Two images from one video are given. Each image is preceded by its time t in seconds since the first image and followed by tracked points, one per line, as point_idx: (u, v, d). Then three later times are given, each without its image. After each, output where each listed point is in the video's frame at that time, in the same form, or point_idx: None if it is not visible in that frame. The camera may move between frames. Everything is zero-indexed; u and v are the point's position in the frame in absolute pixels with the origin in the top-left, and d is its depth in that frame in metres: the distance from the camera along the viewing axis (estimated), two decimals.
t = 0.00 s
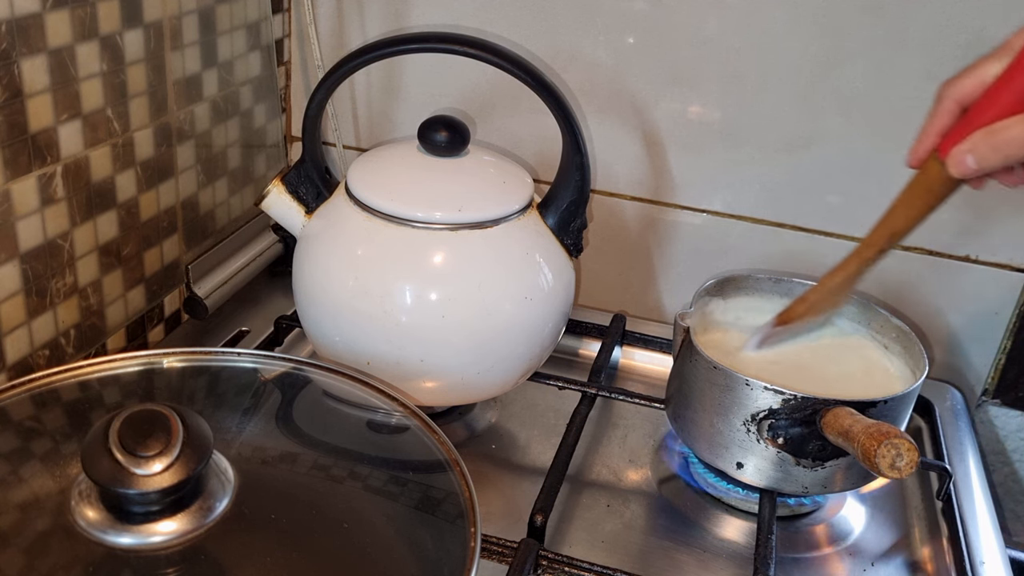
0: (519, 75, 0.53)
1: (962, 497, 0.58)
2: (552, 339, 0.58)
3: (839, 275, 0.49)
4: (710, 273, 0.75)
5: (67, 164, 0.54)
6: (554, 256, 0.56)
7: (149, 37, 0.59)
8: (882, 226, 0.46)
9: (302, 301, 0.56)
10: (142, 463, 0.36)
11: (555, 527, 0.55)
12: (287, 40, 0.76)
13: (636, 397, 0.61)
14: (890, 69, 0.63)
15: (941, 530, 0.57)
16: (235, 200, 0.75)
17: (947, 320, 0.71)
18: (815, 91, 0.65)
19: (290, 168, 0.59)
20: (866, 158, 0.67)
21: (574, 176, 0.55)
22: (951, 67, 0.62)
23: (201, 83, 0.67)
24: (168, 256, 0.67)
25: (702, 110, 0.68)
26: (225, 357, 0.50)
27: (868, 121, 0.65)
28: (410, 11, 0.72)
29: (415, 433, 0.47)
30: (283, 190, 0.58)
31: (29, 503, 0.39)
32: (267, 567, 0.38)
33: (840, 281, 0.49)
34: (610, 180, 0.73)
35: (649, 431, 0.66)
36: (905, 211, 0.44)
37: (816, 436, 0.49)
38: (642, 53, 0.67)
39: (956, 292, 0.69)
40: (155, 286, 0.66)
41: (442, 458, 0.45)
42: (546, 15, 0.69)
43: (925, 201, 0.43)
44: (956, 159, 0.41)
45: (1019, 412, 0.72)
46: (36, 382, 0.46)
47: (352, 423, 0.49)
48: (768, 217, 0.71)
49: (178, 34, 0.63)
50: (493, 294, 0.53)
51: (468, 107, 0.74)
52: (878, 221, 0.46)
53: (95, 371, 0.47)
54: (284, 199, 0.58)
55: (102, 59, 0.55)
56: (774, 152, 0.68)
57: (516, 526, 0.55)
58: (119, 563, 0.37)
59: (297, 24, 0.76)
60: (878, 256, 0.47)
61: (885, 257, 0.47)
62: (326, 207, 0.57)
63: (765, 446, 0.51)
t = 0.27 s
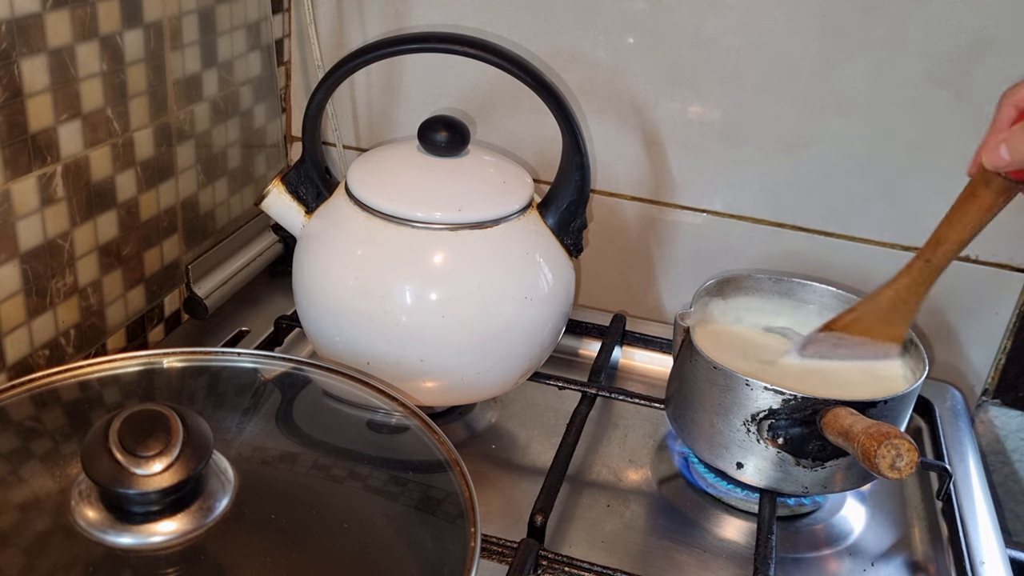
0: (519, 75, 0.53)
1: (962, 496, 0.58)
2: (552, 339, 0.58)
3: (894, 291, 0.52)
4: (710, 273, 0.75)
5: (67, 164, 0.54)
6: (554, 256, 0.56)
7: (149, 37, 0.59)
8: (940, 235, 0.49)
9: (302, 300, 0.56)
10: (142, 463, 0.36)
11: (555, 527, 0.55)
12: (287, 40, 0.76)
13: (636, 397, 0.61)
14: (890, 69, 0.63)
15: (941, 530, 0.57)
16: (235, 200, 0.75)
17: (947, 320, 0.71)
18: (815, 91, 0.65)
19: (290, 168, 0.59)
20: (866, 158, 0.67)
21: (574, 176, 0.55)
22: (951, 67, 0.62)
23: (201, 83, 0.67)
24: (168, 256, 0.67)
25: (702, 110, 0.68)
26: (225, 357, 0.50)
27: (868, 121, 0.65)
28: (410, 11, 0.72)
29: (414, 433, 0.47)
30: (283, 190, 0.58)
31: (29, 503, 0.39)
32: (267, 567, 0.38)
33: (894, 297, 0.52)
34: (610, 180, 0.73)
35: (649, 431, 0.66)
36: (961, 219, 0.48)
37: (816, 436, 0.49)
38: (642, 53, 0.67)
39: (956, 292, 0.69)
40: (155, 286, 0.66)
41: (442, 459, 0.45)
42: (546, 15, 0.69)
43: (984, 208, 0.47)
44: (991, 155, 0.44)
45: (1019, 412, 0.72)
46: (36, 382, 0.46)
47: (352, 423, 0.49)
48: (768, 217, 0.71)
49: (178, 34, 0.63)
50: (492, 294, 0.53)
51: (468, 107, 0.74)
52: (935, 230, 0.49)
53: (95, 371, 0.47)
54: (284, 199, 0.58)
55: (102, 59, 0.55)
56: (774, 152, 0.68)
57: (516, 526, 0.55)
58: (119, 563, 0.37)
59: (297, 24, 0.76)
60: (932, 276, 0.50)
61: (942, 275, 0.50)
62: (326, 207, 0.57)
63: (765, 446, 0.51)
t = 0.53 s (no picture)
0: (519, 75, 0.53)
1: (962, 496, 0.58)
2: (552, 339, 0.58)
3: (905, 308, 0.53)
4: (710, 273, 0.75)
5: (67, 164, 0.54)
6: (554, 256, 0.56)
7: (149, 37, 0.59)
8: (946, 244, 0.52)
9: (302, 301, 0.56)
10: (142, 463, 0.36)
11: (554, 527, 0.55)
12: (287, 40, 0.76)
13: (636, 397, 0.61)
14: (890, 69, 0.63)
15: (941, 530, 0.57)
16: (235, 200, 0.75)
17: (947, 320, 0.71)
18: (815, 91, 0.65)
19: (290, 168, 0.59)
20: (866, 158, 0.67)
21: (574, 176, 0.55)
22: (951, 67, 0.62)
23: (201, 82, 0.67)
24: (168, 256, 0.67)
25: (702, 110, 0.68)
26: (225, 357, 0.50)
27: (867, 121, 0.65)
28: (410, 11, 0.72)
29: (414, 433, 0.47)
30: (283, 190, 0.58)
31: (29, 503, 0.39)
32: (267, 568, 0.38)
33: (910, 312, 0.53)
34: (610, 180, 0.73)
35: (649, 431, 0.66)
36: (968, 224, 0.50)
37: (816, 436, 0.49)
38: (642, 53, 0.67)
39: (956, 292, 0.69)
40: (155, 286, 0.66)
41: (442, 459, 0.45)
42: (546, 15, 0.69)
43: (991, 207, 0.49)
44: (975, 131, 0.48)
45: (1019, 412, 0.72)
46: (36, 382, 0.46)
47: (352, 423, 0.49)
48: (768, 217, 0.71)
49: (178, 34, 0.63)
50: (492, 294, 0.53)
51: (468, 107, 0.74)
52: (939, 237, 0.52)
53: (95, 371, 0.47)
54: (284, 199, 0.58)
55: (102, 59, 0.55)
56: (774, 152, 0.68)
57: (516, 526, 0.55)
58: (119, 563, 0.37)
59: (297, 24, 0.76)
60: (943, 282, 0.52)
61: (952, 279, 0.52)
62: (326, 207, 0.57)
63: (765, 446, 0.51)
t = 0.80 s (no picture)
0: (519, 75, 0.53)
1: (962, 496, 0.58)
2: (552, 339, 0.58)
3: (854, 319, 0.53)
4: (710, 273, 0.75)
5: (67, 164, 0.54)
6: (554, 256, 0.56)
7: (149, 37, 0.59)
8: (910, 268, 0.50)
9: (302, 300, 0.56)
10: (142, 463, 0.36)
11: (555, 527, 0.55)
12: (287, 40, 0.76)
13: (636, 397, 0.61)
14: (890, 69, 0.63)
15: (941, 530, 0.57)
16: (235, 200, 0.75)
17: (947, 320, 0.71)
18: (815, 91, 0.65)
19: (290, 168, 0.59)
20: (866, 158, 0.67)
21: (574, 176, 0.55)
22: (951, 67, 0.62)
23: (201, 83, 0.67)
24: (168, 256, 0.67)
25: (702, 110, 0.68)
26: (225, 357, 0.50)
27: (868, 121, 0.65)
28: (410, 11, 0.72)
29: (414, 433, 0.47)
30: (283, 190, 0.58)
31: (29, 503, 0.39)
32: (267, 567, 0.38)
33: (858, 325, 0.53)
34: (610, 180, 0.73)
35: (649, 431, 0.66)
36: (934, 255, 0.49)
37: (816, 436, 0.49)
38: (642, 53, 0.67)
39: (956, 292, 0.69)
40: (155, 286, 0.66)
41: (442, 459, 0.45)
42: (546, 15, 0.69)
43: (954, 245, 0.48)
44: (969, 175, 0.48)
45: (1020, 412, 0.72)
46: (36, 382, 0.46)
47: (352, 423, 0.49)
48: (768, 217, 0.71)
49: (178, 34, 0.63)
50: (492, 294, 0.53)
51: (468, 107, 0.74)
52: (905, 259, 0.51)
53: (95, 370, 0.47)
54: (284, 199, 0.58)
55: (102, 59, 0.55)
56: (774, 152, 0.68)
57: (516, 526, 0.55)
58: (119, 563, 0.37)
59: (296, 24, 0.76)
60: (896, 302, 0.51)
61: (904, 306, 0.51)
62: (326, 207, 0.57)
63: (765, 446, 0.51)
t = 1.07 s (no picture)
0: (519, 75, 0.53)
1: (962, 496, 0.58)
2: (552, 339, 0.58)
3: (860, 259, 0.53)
4: (710, 273, 0.75)
5: (67, 164, 0.54)
6: (554, 256, 0.56)
7: (149, 37, 0.59)
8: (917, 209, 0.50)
9: (302, 300, 0.56)
10: (142, 463, 0.36)
11: (555, 527, 0.55)
12: (287, 40, 0.76)
13: (636, 397, 0.61)
14: (890, 69, 0.63)
15: (941, 530, 0.57)
16: (235, 200, 0.75)
17: (947, 320, 0.71)
18: (815, 91, 0.65)
19: (290, 168, 0.59)
20: (866, 158, 0.67)
21: (574, 175, 0.55)
22: (951, 67, 0.62)
23: (201, 82, 0.67)
24: (168, 256, 0.67)
25: (702, 110, 0.68)
26: (225, 357, 0.50)
27: (868, 121, 0.65)
28: (410, 11, 0.72)
29: (414, 433, 0.47)
30: (283, 190, 0.58)
31: (29, 503, 0.39)
32: (267, 568, 0.38)
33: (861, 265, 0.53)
34: (610, 180, 0.73)
35: (649, 431, 0.66)
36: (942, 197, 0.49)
37: (816, 436, 0.49)
38: (642, 53, 0.67)
39: (956, 292, 0.69)
40: (155, 285, 0.66)
41: (442, 459, 0.45)
42: (546, 15, 0.69)
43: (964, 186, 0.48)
44: (985, 123, 0.46)
45: (1020, 412, 0.72)
46: (36, 382, 0.46)
47: (352, 423, 0.49)
48: (769, 217, 0.71)
49: (178, 34, 0.63)
50: (492, 294, 0.53)
51: (468, 107, 0.74)
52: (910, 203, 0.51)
53: (95, 371, 0.47)
54: (284, 199, 0.58)
55: (102, 59, 0.55)
56: (774, 152, 0.68)
57: (516, 526, 0.55)
58: (119, 563, 0.37)
59: (296, 24, 0.76)
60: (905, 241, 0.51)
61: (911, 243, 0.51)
62: (326, 207, 0.57)
63: (765, 446, 0.51)
